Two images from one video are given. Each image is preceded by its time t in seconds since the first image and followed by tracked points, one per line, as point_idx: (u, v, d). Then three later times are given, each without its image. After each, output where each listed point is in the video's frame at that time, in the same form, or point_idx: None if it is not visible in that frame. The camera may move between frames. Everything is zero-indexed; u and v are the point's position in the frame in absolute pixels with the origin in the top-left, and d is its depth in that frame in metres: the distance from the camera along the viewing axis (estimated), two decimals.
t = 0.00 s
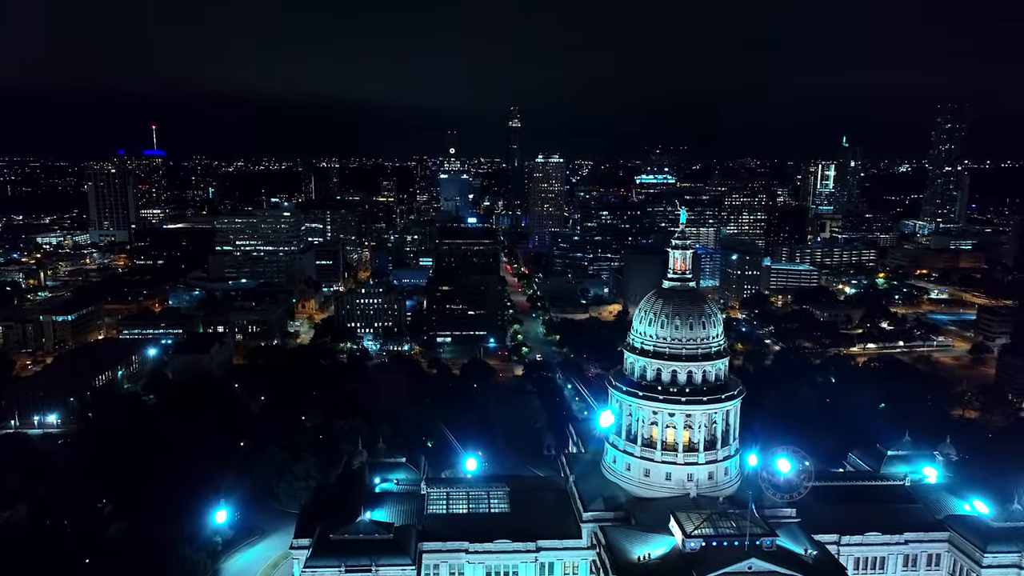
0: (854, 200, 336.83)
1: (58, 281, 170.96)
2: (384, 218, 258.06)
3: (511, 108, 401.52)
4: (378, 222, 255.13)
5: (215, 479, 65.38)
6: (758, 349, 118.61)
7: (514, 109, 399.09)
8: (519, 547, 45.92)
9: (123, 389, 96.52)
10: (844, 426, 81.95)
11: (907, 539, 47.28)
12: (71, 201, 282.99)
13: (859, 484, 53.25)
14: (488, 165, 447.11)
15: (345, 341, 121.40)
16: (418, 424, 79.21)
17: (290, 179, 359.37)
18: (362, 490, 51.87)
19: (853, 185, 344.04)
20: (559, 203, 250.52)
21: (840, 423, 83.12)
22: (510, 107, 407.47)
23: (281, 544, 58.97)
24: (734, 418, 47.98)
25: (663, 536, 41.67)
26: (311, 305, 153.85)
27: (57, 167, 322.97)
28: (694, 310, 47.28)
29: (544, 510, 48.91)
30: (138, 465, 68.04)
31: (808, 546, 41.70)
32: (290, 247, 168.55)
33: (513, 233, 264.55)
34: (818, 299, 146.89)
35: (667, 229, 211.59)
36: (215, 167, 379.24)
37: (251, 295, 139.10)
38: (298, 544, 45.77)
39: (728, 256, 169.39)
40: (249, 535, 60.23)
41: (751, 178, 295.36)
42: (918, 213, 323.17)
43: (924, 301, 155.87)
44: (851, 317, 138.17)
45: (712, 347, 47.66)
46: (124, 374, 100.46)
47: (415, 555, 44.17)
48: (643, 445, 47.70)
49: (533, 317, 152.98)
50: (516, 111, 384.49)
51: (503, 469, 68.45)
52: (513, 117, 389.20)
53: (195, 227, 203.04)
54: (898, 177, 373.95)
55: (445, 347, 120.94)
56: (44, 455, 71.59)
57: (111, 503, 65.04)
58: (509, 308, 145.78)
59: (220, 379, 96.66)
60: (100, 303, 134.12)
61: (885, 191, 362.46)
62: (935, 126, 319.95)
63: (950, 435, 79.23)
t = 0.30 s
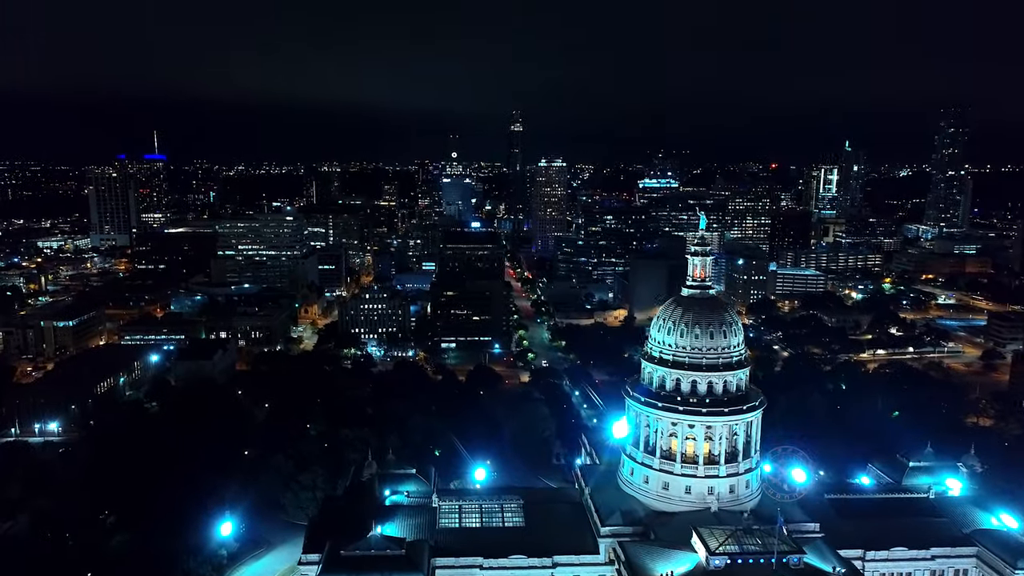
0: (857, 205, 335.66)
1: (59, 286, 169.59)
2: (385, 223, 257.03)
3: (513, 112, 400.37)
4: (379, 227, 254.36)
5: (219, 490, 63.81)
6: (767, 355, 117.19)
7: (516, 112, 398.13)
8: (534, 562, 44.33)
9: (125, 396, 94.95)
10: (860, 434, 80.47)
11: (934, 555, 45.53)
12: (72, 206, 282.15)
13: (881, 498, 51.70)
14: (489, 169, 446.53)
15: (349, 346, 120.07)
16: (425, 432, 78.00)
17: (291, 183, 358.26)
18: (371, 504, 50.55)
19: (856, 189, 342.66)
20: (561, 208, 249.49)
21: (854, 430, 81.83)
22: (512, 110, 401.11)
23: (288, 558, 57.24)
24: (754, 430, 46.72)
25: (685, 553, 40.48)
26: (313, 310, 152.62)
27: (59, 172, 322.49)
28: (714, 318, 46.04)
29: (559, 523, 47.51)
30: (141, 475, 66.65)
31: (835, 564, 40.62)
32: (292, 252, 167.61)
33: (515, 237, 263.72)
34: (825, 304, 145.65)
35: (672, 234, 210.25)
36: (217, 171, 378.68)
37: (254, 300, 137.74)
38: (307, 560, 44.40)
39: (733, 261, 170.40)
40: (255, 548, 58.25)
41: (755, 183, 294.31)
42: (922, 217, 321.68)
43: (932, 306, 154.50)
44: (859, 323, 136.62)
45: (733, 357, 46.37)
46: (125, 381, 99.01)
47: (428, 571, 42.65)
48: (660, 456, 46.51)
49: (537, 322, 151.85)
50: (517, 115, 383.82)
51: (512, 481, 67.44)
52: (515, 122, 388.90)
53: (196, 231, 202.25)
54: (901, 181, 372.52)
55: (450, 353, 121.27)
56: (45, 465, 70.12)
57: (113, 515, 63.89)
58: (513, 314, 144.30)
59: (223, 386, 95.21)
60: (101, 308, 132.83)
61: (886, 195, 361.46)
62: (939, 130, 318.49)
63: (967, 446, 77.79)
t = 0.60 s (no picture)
0: (860, 209, 334.57)
1: (60, 291, 168.41)
2: (387, 227, 256.18)
3: (515, 116, 399.47)
4: (381, 231, 253.52)
5: (225, 503, 62.52)
6: (775, 361, 116.25)
7: (518, 116, 397.31)
8: None
9: (127, 405, 93.63)
10: (875, 441, 79.27)
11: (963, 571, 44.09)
12: (73, 210, 280.97)
13: (906, 512, 50.45)
14: (491, 174, 446.21)
15: (353, 353, 118.91)
16: (433, 441, 76.59)
17: (292, 187, 357.37)
18: (382, 517, 49.24)
19: (859, 193, 341.45)
20: (565, 213, 248.61)
21: (869, 437, 80.58)
22: (515, 117, 394.00)
23: (296, 571, 55.11)
24: (777, 443, 45.37)
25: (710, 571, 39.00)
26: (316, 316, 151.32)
27: (60, 177, 321.58)
28: (735, 327, 44.83)
29: (576, 538, 46.00)
30: (145, 486, 65.30)
31: None
32: (295, 257, 166.85)
33: (518, 242, 262.38)
34: (833, 310, 144.54)
35: (676, 239, 209.24)
36: (218, 176, 377.69)
37: (257, 306, 136.58)
38: None
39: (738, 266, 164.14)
40: (261, 561, 56.17)
41: (758, 187, 293.47)
42: (925, 221, 320.35)
43: (940, 312, 153.42)
44: (868, 328, 135.37)
45: (756, 367, 45.00)
46: (128, 389, 97.65)
47: None
48: (681, 470, 45.24)
49: (542, 328, 150.54)
50: (519, 119, 383.21)
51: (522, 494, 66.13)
52: (517, 126, 388.08)
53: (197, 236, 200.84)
54: (904, 186, 371.23)
55: (454, 359, 119.80)
56: (46, 475, 68.80)
57: (117, 528, 62.01)
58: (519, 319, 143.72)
59: (227, 394, 93.86)
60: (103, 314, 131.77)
61: (888, 200, 360.25)
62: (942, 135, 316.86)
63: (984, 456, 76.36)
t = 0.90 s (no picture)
0: (863, 215, 333.69)
1: (61, 297, 167.31)
2: (389, 233, 255.70)
3: (517, 122, 398.98)
4: (383, 236, 252.91)
5: (231, 515, 61.45)
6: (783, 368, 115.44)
7: (520, 121, 396.89)
8: None
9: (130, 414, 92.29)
10: (890, 449, 78.19)
11: None
12: (74, 216, 279.99)
13: (930, 526, 49.37)
14: (492, 179, 445.92)
15: (358, 360, 117.72)
16: (441, 451, 75.41)
17: (294, 193, 356.77)
18: (394, 531, 48.22)
19: (862, 199, 340.40)
20: (568, 218, 247.68)
21: (884, 446, 79.53)
22: (518, 123, 396.31)
23: None
24: (801, 456, 44.15)
25: None
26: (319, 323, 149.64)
27: (62, 183, 320.91)
28: (758, 337, 43.75)
29: (594, 553, 44.72)
30: (149, 497, 64.12)
31: None
32: (299, 263, 166.22)
33: (520, 247, 261.11)
34: (842, 317, 143.30)
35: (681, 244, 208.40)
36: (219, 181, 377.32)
37: (261, 313, 135.54)
38: None
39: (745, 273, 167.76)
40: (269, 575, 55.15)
41: (761, 193, 292.72)
42: (928, 227, 319.15)
43: (948, 318, 152.44)
44: (876, 336, 134.27)
45: (779, 379, 43.85)
46: (131, 397, 96.38)
47: None
48: (702, 484, 44.04)
49: (547, 335, 149.40)
50: (521, 125, 382.72)
51: (533, 507, 64.99)
52: (519, 132, 387.68)
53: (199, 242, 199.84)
54: (907, 191, 370.03)
55: (460, 367, 118.99)
56: (49, 486, 67.59)
57: (120, 542, 60.81)
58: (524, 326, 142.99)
59: (231, 402, 92.69)
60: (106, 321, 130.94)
61: (891, 206, 359.17)
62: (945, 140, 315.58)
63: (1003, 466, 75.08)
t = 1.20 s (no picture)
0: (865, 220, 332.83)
1: (62, 302, 166.54)
2: (390, 237, 254.88)
3: (520, 126, 398.19)
4: (386, 241, 252.10)
5: (236, 526, 61.01)
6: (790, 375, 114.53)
7: (522, 125, 395.99)
8: None
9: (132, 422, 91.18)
10: (902, 457, 77.34)
11: None
12: (75, 221, 279.20)
13: (950, 537, 48.50)
14: (493, 184, 445.23)
15: (362, 367, 117.50)
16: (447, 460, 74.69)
17: (295, 197, 355.97)
18: (403, 541, 47.59)
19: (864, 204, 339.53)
20: (570, 223, 246.45)
21: (896, 453, 78.60)
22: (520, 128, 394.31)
23: None
24: (820, 467, 43.22)
25: None
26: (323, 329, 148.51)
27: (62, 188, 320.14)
28: (777, 346, 42.85)
29: (608, 566, 43.71)
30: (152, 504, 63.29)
31: None
32: (301, 268, 165.31)
33: (522, 252, 260.15)
34: (848, 322, 142.41)
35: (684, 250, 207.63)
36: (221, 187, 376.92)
37: (263, 318, 134.84)
38: None
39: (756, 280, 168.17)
40: None
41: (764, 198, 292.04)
42: (930, 232, 317.78)
43: (955, 324, 151.52)
44: (884, 342, 133.26)
45: (798, 389, 42.92)
46: (133, 404, 95.44)
47: None
48: (719, 495, 43.13)
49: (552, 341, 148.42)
50: (523, 129, 381.93)
51: (542, 517, 64.13)
52: (520, 137, 387.33)
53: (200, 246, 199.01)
54: (909, 195, 369.04)
55: (464, 374, 118.30)
56: (51, 493, 66.81)
57: (123, 552, 59.87)
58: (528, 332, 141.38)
59: (234, 409, 91.83)
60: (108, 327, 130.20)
61: (892, 211, 357.82)
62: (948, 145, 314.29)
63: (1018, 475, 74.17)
